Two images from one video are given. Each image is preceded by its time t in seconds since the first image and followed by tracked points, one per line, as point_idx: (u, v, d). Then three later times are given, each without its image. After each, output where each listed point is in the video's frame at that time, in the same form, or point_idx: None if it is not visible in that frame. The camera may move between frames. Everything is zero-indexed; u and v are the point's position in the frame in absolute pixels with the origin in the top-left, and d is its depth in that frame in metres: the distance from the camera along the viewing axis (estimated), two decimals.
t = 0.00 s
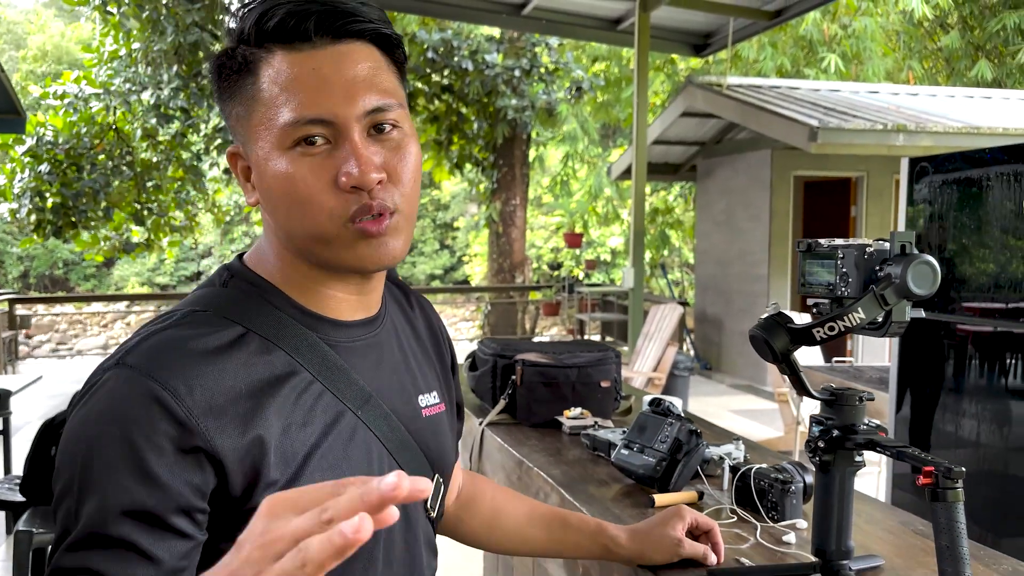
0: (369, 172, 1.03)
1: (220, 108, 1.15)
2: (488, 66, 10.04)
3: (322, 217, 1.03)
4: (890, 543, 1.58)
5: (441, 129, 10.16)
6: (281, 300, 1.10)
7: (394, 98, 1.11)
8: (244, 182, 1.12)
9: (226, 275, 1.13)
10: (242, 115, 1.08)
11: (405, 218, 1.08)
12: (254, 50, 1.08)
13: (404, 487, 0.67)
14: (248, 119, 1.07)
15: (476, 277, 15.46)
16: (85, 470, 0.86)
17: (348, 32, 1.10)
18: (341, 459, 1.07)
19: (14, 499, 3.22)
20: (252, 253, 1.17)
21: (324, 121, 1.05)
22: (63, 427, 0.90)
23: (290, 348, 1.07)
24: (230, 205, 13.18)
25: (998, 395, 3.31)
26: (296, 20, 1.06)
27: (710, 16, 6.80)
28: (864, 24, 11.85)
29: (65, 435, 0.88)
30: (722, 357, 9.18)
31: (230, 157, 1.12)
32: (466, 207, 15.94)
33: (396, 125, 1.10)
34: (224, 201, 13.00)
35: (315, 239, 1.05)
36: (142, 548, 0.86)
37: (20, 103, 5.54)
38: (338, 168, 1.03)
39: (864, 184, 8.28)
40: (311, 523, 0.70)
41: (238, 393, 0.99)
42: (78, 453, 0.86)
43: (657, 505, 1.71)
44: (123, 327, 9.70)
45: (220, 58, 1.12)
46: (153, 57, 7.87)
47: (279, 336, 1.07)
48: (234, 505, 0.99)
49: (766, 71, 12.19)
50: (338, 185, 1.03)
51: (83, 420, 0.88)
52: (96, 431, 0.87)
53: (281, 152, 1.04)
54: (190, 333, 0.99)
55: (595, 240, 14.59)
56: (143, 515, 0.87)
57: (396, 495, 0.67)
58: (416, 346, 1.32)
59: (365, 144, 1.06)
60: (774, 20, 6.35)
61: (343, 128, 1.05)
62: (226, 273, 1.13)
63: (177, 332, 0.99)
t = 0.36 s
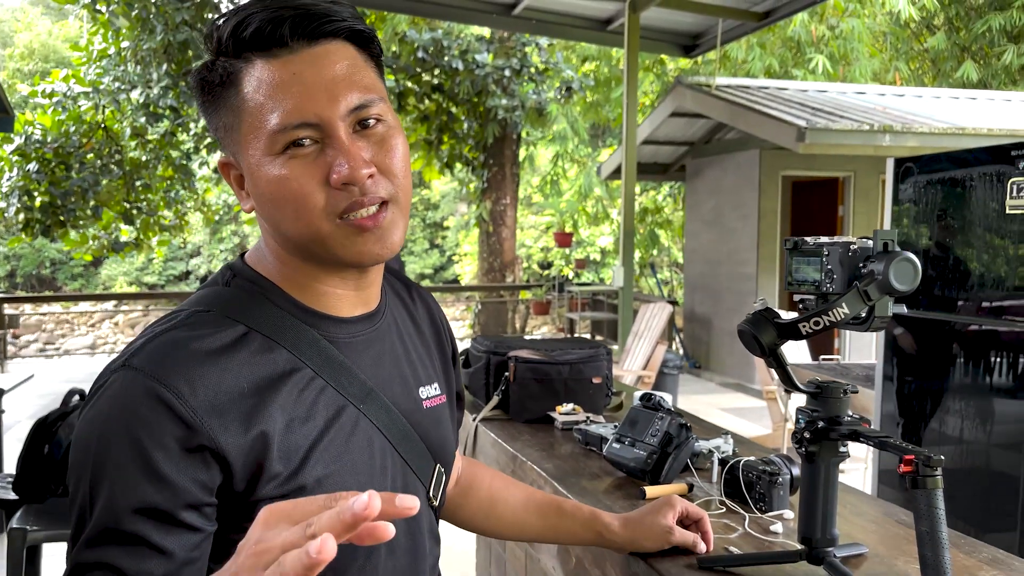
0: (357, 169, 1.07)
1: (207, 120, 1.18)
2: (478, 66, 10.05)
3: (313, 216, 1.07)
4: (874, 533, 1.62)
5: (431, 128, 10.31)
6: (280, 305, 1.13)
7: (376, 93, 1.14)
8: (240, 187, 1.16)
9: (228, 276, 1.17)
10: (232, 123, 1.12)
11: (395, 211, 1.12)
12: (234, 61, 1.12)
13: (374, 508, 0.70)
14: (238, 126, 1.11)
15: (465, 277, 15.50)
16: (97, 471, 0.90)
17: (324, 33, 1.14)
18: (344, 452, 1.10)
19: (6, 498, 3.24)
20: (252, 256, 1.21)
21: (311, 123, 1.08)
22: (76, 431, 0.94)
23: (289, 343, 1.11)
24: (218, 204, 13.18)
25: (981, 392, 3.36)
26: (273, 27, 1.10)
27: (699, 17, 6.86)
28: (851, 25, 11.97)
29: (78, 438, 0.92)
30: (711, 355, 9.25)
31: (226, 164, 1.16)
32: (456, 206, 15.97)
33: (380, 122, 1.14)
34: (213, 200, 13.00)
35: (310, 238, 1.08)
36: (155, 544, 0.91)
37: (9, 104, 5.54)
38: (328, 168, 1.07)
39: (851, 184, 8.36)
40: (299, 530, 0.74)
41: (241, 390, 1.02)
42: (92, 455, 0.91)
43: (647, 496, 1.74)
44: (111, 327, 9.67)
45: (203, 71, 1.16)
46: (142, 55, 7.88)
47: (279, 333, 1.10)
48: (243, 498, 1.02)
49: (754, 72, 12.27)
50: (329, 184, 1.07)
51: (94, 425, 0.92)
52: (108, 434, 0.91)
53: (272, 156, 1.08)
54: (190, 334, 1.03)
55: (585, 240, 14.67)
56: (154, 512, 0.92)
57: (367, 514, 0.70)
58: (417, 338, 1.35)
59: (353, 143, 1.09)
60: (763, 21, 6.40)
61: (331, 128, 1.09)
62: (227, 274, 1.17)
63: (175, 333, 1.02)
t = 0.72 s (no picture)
0: (383, 172, 1.10)
1: (256, 99, 1.21)
2: (468, 67, 10.12)
3: (335, 211, 1.10)
4: (859, 521, 1.67)
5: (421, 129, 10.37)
6: (305, 298, 1.17)
7: (420, 107, 1.17)
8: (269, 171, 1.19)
9: (244, 262, 1.20)
10: (276, 109, 1.15)
11: (413, 219, 1.15)
12: (294, 50, 1.15)
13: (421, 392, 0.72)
14: (280, 114, 1.14)
15: (456, 277, 15.57)
16: (110, 436, 0.90)
17: (385, 42, 1.17)
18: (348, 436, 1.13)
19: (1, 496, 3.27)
20: (270, 244, 1.24)
21: (348, 120, 1.11)
22: (93, 396, 0.94)
23: (299, 329, 1.13)
24: (208, 204, 13.21)
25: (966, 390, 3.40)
26: (341, 27, 1.13)
27: (688, 19, 6.92)
28: (838, 27, 12.11)
29: (96, 401, 0.93)
30: (699, 354, 9.33)
31: (261, 149, 1.19)
32: (446, 206, 16.03)
33: (418, 131, 1.17)
34: (203, 201, 13.03)
35: (329, 230, 1.11)
36: (169, 509, 0.90)
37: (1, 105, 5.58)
38: (355, 167, 1.10)
39: (838, 184, 8.45)
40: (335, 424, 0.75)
41: (253, 371, 1.05)
42: (111, 418, 0.91)
43: (639, 488, 1.78)
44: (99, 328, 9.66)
45: (261, 53, 1.19)
46: (131, 56, 8.00)
47: (292, 319, 1.13)
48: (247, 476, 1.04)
49: (742, 73, 12.40)
50: (354, 181, 1.10)
51: (112, 392, 0.93)
52: (128, 401, 0.92)
53: (306, 147, 1.11)
54: (210, 312, 1.05)
55: (574, 240, 14.79)
56: (167, 480, 0.92)
57: (411, 396, 0.73)
58: (421, 333, 1.39)
59: (385, 147, 1.13)
60: (751, 23, 6.46)
61: (366, 129, 1.12)
62: (246, 260, 1.20)
63: (198, 309, 1.05)
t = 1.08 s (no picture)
0: (438, 181, 1.17)
1: (344, 98, 1.29)
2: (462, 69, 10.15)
3: (391, 208, 1.18)
4: (842, 514, 1.71)
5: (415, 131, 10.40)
6: (368, 291, 1.25)
7: (484, 134, 1.24)
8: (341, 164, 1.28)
9: (303, 247, 1.27)
10: (358, 110, 1.23)
11: (455, 229, 1.22)
12: (386, 61, 1.22)
13: (496, 356, 0.84)
14: (360, 115, 1.22)
15: (450, 278, 15.62)
16: (180, 386, 0.95)
17: (467, 71, 1.24)
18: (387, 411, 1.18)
19: None
20: (329, 233, 1.32)
21: (417, 131, 1.19)
22: (169, 348, 1.00)
23: (353, 310, 1.20)
24: (202, 205, 13.22)
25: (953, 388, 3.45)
26: (433, 51, 1.21)
27: (681, 21, 6.97)
28: (830, 28, 12.19)
29: (172, 351, 0.99)
30: (693, 354, 9.38)
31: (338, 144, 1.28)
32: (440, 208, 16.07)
33: (477, 154, 1.24)
34: (197, 202, 13.04)
35: (383, 224, 1.19)
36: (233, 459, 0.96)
37: None
38: (415, 172, 1.17)
39: (830, 185, 8.51)
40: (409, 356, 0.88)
41: (309, 344, 1.10)
42: (186, 366, 0.96)
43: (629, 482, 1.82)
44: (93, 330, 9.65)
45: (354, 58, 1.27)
46: (124, 57, 8.24)
47: (346, 301, 1.20)
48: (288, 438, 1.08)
49: (735, 74, 12.46)
50: (411, 184, 1.17)
51: (186, 346, 0.98)
52: (201, 354, 0.98)
53: (375, 148, 1.18)
54: (277, 287, 1.12)
55: (569, 241, 14.88)
56: (226, 428, 0.96)
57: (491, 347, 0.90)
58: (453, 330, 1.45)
59: (445, 160, 1.19)
60: (743, 24, 6.50)
61: (433, 141, 1.19)
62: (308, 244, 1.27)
63: (268, 283, 1.12)
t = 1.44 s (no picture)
0: (471, 175, 1.20)
1: (378, 109, 1.32)
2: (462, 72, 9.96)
3: (427, 202, 1.21)
4: (823, 507, 1.74)
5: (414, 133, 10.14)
6: (405, 282, 1.26)
7: (509, 134, 1.27)
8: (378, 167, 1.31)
9: (343, 241, 1.29)
10: (392, 116, 1.26)
11: (487, 219, 1.25)
12: (415, 71, 1.25)
13: (522, 344, 0.92)
14: (394, 120, 1.26)
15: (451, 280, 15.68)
16: (243, 363, 0.98)
17: (491, 75, 1.27)
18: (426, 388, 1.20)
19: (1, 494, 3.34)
20: (366, 229, 1.34)
21: (449, 132, 1.22)
22: (228, 332, 1.03)
23: (393, 297, 1.21)
24: (204, 207, 13.28)
25: (944, 387, 3.49)
26: (457, 60, 1.24)
27: (679, 23, 7.00)
28: (829, 30, 12.20)
29: (231, 335, 1.02)
30: (692, 354, 9.40)
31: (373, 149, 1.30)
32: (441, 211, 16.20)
33: (503, 151, 1.27)
34: (199, 204, 13.11)
35: (420, 219, 1.22)
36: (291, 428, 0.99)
37: None
38: (450, 167, 1.20)
39: (829, 186, 8.53)
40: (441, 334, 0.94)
41: (356, 326, 1.12)
42: (246, 345, 0.99)
43: (614, 476, 1.86)
44: (95, 331, 9.68)
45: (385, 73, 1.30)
46: (127, 59, 8.21)
47: (386, 289, 1.21)
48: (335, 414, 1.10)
49: (735, 76, 12.49)
50: (446, 179, 1.20)
51: (248, 329, 1.01)
52: (262, 336, 1.00)
53: (410, 148, 1.22)
54: (325, 274, 1.14)
55: (569, 242, 14.96)
56: (282, 401, 0.98)
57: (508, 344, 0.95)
58: (479, 319, 1.48)
59: (474, 158, 1.22)
60: (741, 26, 6.53)
61: (464, 140, 1.22)
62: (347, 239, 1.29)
63: (316, 271, 1.14)
